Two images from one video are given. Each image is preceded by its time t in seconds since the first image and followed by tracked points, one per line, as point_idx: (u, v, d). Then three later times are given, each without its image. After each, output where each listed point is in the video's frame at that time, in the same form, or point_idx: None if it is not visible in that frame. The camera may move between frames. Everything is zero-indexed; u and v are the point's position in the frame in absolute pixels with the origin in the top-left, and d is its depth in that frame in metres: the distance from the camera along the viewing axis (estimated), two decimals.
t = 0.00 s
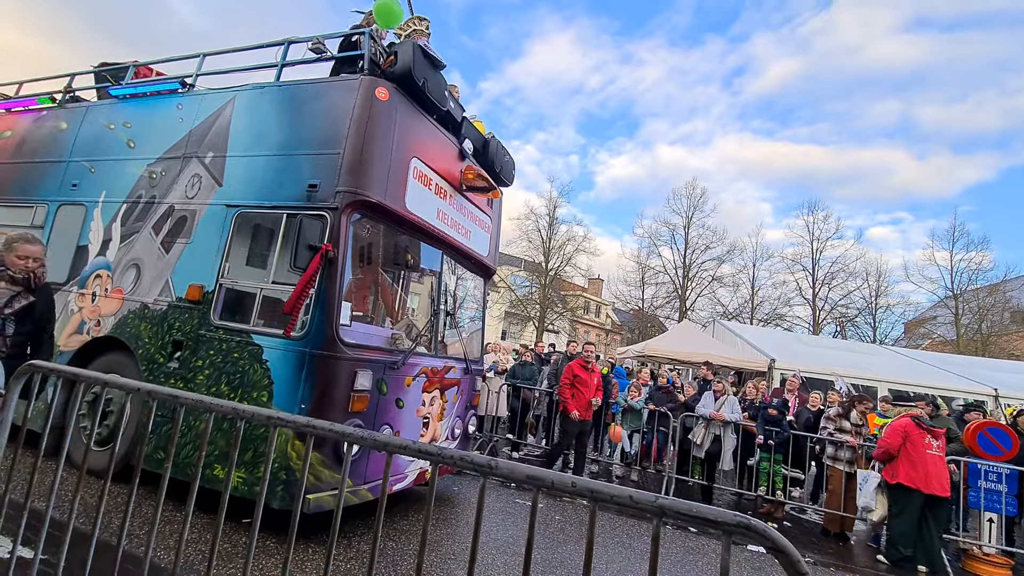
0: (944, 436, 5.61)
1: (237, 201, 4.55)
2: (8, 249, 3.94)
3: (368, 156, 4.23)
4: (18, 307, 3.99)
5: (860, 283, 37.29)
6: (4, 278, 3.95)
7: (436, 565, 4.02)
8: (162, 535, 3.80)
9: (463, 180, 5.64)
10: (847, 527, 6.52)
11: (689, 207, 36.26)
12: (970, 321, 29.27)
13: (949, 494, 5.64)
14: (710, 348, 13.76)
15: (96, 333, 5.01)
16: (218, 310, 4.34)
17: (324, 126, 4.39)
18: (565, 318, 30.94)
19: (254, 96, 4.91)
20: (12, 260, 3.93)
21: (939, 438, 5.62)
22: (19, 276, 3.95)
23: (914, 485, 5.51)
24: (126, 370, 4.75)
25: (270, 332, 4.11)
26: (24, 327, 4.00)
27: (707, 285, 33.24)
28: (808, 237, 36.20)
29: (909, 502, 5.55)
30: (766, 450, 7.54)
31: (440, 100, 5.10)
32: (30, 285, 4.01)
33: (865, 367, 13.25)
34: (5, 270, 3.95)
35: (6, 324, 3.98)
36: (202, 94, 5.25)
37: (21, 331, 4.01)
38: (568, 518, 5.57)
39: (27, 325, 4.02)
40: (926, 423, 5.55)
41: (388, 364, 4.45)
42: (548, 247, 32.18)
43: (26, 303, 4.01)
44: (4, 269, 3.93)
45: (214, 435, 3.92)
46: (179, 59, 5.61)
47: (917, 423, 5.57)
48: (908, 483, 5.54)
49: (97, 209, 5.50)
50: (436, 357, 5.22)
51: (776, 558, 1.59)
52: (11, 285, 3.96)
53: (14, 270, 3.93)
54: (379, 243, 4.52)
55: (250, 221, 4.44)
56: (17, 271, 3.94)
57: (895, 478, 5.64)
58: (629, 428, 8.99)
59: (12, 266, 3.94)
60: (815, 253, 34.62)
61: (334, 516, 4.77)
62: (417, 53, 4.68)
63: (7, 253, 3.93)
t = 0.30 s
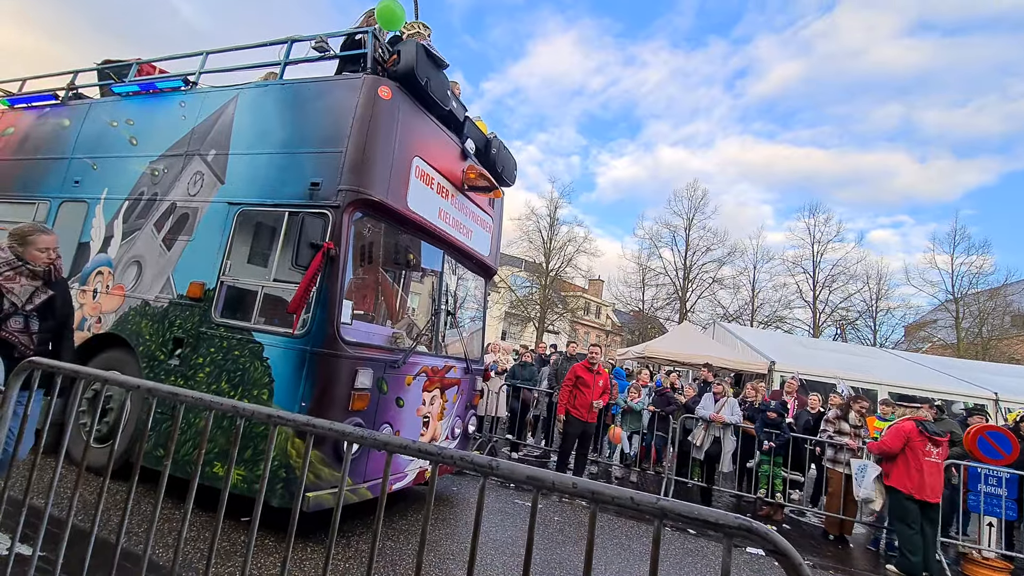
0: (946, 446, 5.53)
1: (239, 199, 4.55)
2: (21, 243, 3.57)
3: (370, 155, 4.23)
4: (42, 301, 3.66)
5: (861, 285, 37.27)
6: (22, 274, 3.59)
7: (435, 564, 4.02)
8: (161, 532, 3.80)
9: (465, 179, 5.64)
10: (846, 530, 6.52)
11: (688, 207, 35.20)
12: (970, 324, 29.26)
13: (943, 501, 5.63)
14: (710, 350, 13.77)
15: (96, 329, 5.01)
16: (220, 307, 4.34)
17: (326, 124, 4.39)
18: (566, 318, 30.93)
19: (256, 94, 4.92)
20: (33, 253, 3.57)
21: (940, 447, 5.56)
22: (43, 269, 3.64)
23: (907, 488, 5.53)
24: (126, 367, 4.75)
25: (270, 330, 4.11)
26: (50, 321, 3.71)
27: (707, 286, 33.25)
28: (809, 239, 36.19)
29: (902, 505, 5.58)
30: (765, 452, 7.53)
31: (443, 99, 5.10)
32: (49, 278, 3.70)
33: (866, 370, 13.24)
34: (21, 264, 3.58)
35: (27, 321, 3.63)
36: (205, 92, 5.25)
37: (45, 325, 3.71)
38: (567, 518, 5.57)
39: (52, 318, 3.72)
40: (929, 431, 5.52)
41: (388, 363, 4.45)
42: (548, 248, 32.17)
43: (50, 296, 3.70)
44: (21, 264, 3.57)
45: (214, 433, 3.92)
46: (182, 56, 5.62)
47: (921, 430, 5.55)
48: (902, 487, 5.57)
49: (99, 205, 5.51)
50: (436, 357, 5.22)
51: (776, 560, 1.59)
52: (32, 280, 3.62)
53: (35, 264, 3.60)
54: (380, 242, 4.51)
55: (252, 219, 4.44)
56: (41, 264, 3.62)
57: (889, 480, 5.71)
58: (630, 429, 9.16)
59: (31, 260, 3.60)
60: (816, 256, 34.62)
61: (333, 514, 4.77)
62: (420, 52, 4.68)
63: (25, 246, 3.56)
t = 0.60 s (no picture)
0: (947, 449, 5.56)
1: (240, 198, 4.54)
2: (60, 245, 3.18)
3: (372, 155, 4.23)
4: (77, 308, 3.30)
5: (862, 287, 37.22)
6: (64, 280, 3.20)
7: (437, 565, 4.01)
8: (162, 532, 3.80)
9: (467, 179, 5.64)
10: (847, 532, 6.50)
11: (692, 207, 33.67)
12: (972, 327, 29.21)
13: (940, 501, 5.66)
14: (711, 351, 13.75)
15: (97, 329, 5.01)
16: (221, 307, 4.34)
17: (328, 124, 4.38)
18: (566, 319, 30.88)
19: (258, 94, 4.91)
20: (76, 258, 3.21)
21: (941, 449, 5.59)
22: (82, 276, 3.28)
23: (905, 490, 5.51)
24: (127, 366, 4.75)
25: (272, 330, 4.11)
26: (84, 330, 3.36)
27: (708, 288, 33.21)
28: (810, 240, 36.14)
29: (901, 508, 5.56)
30: (766, 455, 7.51)
31: (445, 99, 5.09)
32: (83, 285, 3.33)
33: (867, 372, 13.21)
34: (62, 269, 3.19)
35: (63, 330, 3.25)
36: (207, 91, 5.25)
37: (78, 333, 3.34)
38: (569, 520, 5.55)
39: (85, 326, 3.37)
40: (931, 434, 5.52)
41: (390, 363, 4.45)
42: (549, 248, 32.11)
43: (83, 302, 3.34)
44: (62, 269, 3.19)
45: (216, 432, 3.92)
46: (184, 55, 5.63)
47: (925, 433, 5.52)
48: (902, 490, 5.54)
49: (101, 204, 5.51)
50: (438, 357, 5.22)
51: (782, 563, 1.58)
52: (72, 286, 3.25)
53: (77, 270, 3.23)
54: (382, 242, 4.50)
55: (253, 219, 4.44)
56: (81, 269, 3.26)
57: (888, 482, 5.68)
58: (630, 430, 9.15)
59: (70, 265, 3.23)
60: (817, 257, 34.58)
61: (335, 514, 4.77)
62: (422, 52, 4.67)
63: (67, 251, 3.18)
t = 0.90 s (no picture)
0: (946, 451, 5.55)
1: (241, 196, 4.54)
2: (114, 248, 3.22)
3: (373, 154, 4.23)
4: (128, 310, 3.31)
5: (862, 289, 37.23)
6: (119, 283, 3.21)
7: (434, 565, 4.02)
8: (160, 529, 3.80)
9: (468, 179, 5.64)
10: (845, 535, 6.51)
11: (692, 207, 34.57)
12: (971, 330, 29.22)
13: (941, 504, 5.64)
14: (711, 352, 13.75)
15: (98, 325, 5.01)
16: (221, 305, 4.34)
17: (330, 123, 4.38)
18: (566, 319, 30.88)
19: (261, 92, 4.91)
20: (129, 260, 3.29)
21: (940, 452, 5.58)
22: (132, 279, 3.32)
23: (905, 493, 5.51)
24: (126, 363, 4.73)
25: (272, 328, 4.11)
26: (132, 333, 3.38)
27: (708, 289, 33.23)
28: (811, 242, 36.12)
29: (901, 511, 5.55)
30: (764, 456, 7.51)
31: (447, 99, 5.09)
32: (131, 288, 3.35)
33: (866, 374, 13.22)
34: (115, 271, 3.22)
35: (114, 332, 3.26)
36: (209, 89, 5.25)
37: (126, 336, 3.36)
38: (567, 520, 5.57)
39: (132, 329, 3.39)
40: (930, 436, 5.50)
41: (389, 362, 4.45)
42: (550, 248, 32.13)
43: (132, 305, 3.35)
44: (117, 271, 3.21)
45: (214, 430, 3.92)
46: (186, 53, 5.63)
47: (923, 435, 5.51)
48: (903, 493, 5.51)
49: (102, 201, 5.50)
50: (437, 356, 5.22)
51: (781, 567, 1.58)
52: (124, 289, 3.26)
53: (128, 272, 3.29)
54: (382, 241, 4.50)
55: (254, 217, 4.44)
56: (131, 272, 3.31)
57: (889, 486, 5.65)
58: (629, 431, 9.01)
59: (122, 266, 3.28)
60: (817, 259, 34.60)
61: (332, 513, 4.77)
62: (424, 52, 4.67)
63: (124, 254, 3.24)
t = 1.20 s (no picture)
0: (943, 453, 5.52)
1: (240, 193, 4.52)
2: (151, 248, 3.23)
3: (373, 151, 4.21)
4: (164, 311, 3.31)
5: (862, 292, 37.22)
6: (157, 283, 3.23)
7: (432, 563, 4.00)
8: (157, 526, 3.78)
9: (468, 178, 5.62)
10: (843, 536, 6.49)
11: (693, 209, 34.87)
12: (970, 333, 29.24)
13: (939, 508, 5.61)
14: (710, 353, 13.73)
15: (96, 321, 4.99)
16: (219, 301, 4.32)
17: (330, 119, 4.36)
18: (565, 318, 30.88)
19: (261, 88, 4.89)
20: (165, 259, 3.31)
21: (938, 455, 5.56)
22: (167, 278, 3.34)
23: (905, 495, 5.46)
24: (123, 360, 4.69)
25: (270, 326, 4.09)
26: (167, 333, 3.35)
27: (707, 290, 33.23)
28: (810, 244, 36.14)
29: (901, 513, 5.51)
30: (762, 457, 7.50)
31: (447, 97, 5.07)
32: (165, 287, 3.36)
33: (865, 376, 13.21)
34: (154, 271, 3.24)
35: (154, 333, 3.25)
36: (209, 85, 5.23)
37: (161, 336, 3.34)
38: (566, 520, 5.56)
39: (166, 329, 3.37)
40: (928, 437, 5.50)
41: (388, 361, 4.44)
42: (549, 248, 32.14)
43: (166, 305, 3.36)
44: (156, 271, 3.23)
45: (212, 427, 3.90)
46: (186, 48, 5.61)
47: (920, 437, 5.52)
48: (902, 496, 5.48)
49: (100, 197, 5.48)
50: (436, 355, 5.20)
51: (782, 567, 1.55)
52: (161, 288, 3.28)
53: (164, 271, 3.31)
54: (381, 239, 4.48)
55: (253, 213, 4.41)
56: (167, 271, 3.33)
57: (888, 489, 5.61)
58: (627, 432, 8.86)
59: (157, 266, 3.29)
60: (817, 261, 34.61)
61: (330, 511, 4.75)
62: (425, 49, 4.65)
63: (162, 254, 3.27)
